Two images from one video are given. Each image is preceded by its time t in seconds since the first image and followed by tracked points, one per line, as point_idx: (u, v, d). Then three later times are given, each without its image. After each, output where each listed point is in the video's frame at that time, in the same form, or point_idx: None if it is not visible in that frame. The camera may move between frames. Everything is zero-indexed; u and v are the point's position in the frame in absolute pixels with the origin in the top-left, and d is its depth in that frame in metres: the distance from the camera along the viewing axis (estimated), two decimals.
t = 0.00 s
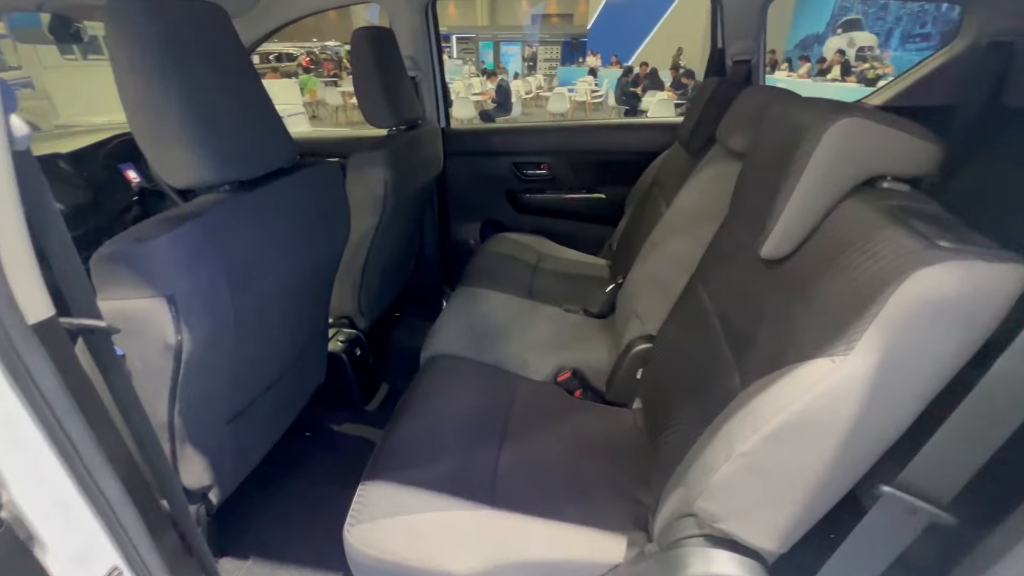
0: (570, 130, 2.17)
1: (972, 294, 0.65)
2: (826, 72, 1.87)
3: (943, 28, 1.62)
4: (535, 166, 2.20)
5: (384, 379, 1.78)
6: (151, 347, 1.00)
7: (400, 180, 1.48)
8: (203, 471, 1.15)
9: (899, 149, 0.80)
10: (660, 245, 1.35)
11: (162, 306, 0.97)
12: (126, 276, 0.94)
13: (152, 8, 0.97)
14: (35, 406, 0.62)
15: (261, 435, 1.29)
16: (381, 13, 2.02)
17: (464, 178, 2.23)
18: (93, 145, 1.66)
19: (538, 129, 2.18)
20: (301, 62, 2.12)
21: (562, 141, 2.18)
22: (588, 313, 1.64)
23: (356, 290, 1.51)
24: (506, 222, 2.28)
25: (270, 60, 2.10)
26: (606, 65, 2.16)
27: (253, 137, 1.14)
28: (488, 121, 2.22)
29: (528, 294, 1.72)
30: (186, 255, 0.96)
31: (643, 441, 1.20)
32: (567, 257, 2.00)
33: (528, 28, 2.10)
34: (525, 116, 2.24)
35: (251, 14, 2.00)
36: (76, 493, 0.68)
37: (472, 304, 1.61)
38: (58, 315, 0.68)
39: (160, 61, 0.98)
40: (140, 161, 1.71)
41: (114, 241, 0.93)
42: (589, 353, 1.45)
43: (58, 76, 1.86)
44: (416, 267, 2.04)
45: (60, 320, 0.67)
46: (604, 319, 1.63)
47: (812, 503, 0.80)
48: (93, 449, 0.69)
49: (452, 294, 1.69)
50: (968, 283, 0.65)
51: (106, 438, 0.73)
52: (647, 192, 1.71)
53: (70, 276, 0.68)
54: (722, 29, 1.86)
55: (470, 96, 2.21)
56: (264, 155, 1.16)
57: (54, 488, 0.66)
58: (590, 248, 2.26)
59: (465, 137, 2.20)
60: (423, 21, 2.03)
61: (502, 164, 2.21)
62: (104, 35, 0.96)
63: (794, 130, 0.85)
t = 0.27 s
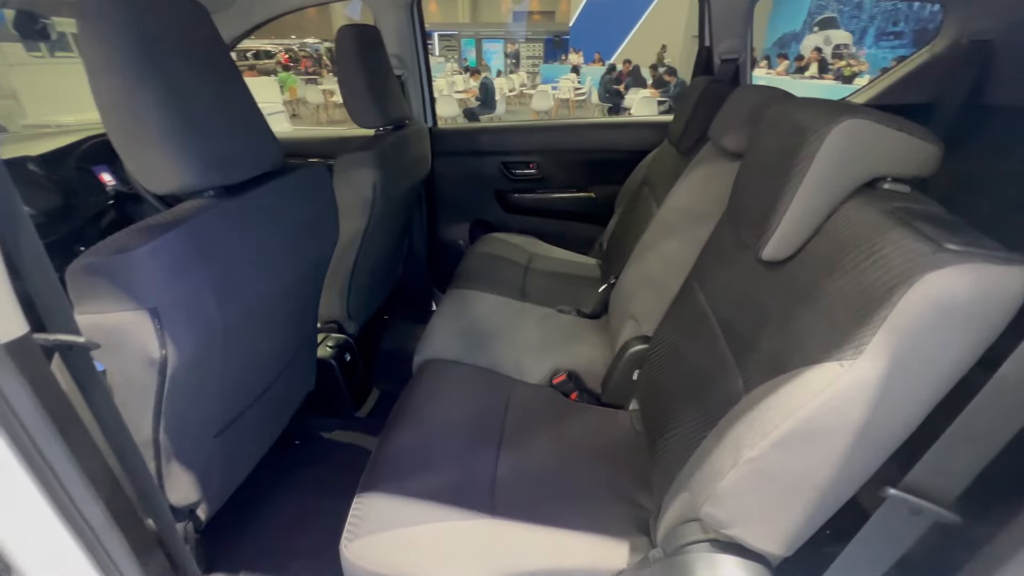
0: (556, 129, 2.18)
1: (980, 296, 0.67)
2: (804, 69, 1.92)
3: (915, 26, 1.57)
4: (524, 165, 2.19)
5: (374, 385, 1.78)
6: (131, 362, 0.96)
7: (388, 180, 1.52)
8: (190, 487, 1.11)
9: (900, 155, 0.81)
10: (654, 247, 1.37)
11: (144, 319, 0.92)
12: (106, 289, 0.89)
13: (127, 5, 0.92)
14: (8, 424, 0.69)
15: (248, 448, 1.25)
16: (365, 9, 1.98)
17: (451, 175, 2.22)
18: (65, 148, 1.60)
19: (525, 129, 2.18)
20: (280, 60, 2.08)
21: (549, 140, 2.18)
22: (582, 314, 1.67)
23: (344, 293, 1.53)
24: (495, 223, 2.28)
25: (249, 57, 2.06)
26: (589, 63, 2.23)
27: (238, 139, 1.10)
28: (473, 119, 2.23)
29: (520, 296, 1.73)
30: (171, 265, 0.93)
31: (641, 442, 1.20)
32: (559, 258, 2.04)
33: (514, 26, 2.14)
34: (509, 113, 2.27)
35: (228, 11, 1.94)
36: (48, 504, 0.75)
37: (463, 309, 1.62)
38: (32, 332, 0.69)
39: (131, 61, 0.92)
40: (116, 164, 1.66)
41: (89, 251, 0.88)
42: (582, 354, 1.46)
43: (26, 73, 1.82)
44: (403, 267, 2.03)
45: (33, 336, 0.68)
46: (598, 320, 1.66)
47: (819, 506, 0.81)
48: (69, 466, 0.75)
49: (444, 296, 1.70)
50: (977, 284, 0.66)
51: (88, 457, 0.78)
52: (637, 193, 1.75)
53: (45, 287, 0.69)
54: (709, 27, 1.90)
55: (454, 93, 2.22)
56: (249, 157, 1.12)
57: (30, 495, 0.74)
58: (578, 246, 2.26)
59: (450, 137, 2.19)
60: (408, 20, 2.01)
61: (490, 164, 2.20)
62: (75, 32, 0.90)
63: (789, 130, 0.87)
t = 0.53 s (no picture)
0: (550, 129, 2.16)
1: (986, 296, 0.68)
2: (788, 67, 1.96)
3: (894, 24, 1.59)
4: (516, 164, 2.18)
5: (368, 388, 1.81)
6: (120, 373, 0.93)
7: (380, 182, 1.50)
8: (182, 500, 1.08)
9: (902, 152, 0.82)
10: (649, 247, 1.39)
11: (132, 328, 0.89)
12: (92, 298, 0.86)
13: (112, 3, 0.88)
14: None
15: (239, 457, 1.23)
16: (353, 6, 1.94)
17: (442, 174, 2.21)
18: (42, 150, 1.55)
19: (517, 128, 2.17)
20: (264, 58, 2.06)
21: (542, 139, 2.16)
22: (577, 314, 1.68)
23: (336, 296, 1.51)
24: (489, 224, 2.26)
25: (232, 56, 2.00)
26: (576, 62, 2.39)
27: (227, 143, 1.07)
28: (461, 118, 2.22)
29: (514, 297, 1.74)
30: (160, 274, 0.90)
31: (640, 444, 1.21)
32: (554, 258, 2.05)
33: (504, 25, 2.26)
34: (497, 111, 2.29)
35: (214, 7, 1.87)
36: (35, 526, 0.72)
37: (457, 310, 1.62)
38: (12, 344, 0.66)
39: (109, 61, 0.88)
40: (98, 166, 1.62)
41: (74, 259, 0.85)
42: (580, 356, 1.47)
43: None
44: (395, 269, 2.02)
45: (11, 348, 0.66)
46: (593, 320, 1.68)
47: (823, 507, 0.82)
48: (55, 484, 0.73)
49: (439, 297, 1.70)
50: (983, 285, 0.67)
51: (73, 473, 0.75)
52: (629, 191, 1.78)
53: (25, 295, 0.67)
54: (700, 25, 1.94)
55: (441, 92, 2.19)
56: (239, 159, 1.09)
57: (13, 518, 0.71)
58: (573, 246, 2.25)
59: (440, 137, 2.17)
60: (398, 15, 1.96)
61: (482, 163, 2.19)
62: (54, 31, 0.87)
63: (791, 129, 0.88)
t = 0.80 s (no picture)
0: (538, 126, 2.15)
1: (989, 292, 0.69)
2: (768, 64, 1.95)
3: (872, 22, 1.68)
4: (504, 163, 2.17)
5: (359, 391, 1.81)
6: (103, 386, 0.89)
7: (368, 182, 1.49)
8: (170, 514, 1.05)
9: (897, 147, 0.84)
10: (643, 244, 1.40)
11: (115, 339, 0.85)
12: (72, 309, 0.82)
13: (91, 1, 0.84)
14: None
15: (226, 468, 1.20)
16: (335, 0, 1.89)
17: (430, 172, 2.19)
18: (11, 151, 1.47)
19: (499, 128, 2.15)
20: (243, 55, 2.01)
21: (531, 137, 2.15)
22: (569, 313, 1.70)
23: (326, 299, 1.53)
24: (478, 223, 2.26)
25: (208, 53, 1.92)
26: (559, 59, 2.41)
27: (211, 145, 1.03)
28: (446, 116, 2.21)
29: (506, 296, 1.76)
30: (144, 281, 0.86)
31: (638, 443, 1.23)
32: (543, 256, 2.05)
33: (489, 22, 2.23)
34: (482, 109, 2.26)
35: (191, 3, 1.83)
36: (11, 542, 0.68)
37: (449, 312, 1.63)
38: None
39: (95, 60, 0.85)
40: (73, 168, 1.56)
41: (52, 268, 0.81)
42: (575, 356, 1.49)
43: None
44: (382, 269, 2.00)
45: None
46: (585, 318, 1.70)
47: (826, 505, 0.83)
48: (37, 505, 0.69)
49: (428, 300, 1.70)
50: (986, 281, 0.69)
51: (56, 493, 0.72)
52: (620, 188, 1.82)
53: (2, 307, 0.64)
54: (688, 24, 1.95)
55: (425, 89, 2.17)
56: (227, 161, 1.07)
57: None
58: (563, 244, 2.26)
59: (427, 136, 2.15)
60: (382, 11, 1.94)
61: (471, 162, 2.18)
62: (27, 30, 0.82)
63: (790, 125, 0.90)
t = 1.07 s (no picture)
0: (529, 122, 2.14)
1: (989, 287, 0.71)
2: (753, 61, 1.98)
3: (851, 19, 1.71)
4: (494, 161, 2.16)
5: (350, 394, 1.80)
6: (86, 396, 0.86)
7: (357, 180, 1.48)
8: (157, 525, 1.03)
9: (896, 141, 0.86)
10: (636, 240, 1.41)
11: (95, 346, 0.82)
12: (51, 315, 0.79)
13: None
14: None
15: (215, 476, 1.18)
16: None
17: (420, 171, 2.18)
18: None
19: (503, 123, 2.14)
20: (225, 53, 2.00)
21: (521, 134, 2.14)
22: (562, 310, 1.69)
23: (314, 300, 1.51)
24: (469, 221, 2.25)
25: (190, 50, 1.87)
26: (546, 57, 2.39)
27: (193, 143, 1.00)
28: (433, 113, 2.19)
29: (499, 295, 1.75)
30: (127, 285, 0.84)
31: (635, 440, 1.24)
32: (534, 254, 2.04)
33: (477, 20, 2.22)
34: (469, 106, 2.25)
35: None
36: None
37: (442, 311, 1.62)
38: None
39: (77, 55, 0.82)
40: (49, 168, 1.50)
41: (27, 273, 0.78)
42: (568, 355, 1.49)
43: None
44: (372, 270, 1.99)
45: None
46: (578, 316, 1.69)
47: (824, 499, 0.84)
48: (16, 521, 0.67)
49: (420, 301, 1.69)
50: (986, 275, 0.70)
51: (37, 508, 0.70)
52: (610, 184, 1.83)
53: None
54: (678, 20, 1.97)
55: (413, 88, 2.16)
56: (210, 157, 1.04)
57: None
58: (554, 243, 2.26)
59: (414, 134, 2.13)
60: (370, 9, 1.93)
61: (461, 160, 2.17)
62: None
63: (784, 122, 0.94)
